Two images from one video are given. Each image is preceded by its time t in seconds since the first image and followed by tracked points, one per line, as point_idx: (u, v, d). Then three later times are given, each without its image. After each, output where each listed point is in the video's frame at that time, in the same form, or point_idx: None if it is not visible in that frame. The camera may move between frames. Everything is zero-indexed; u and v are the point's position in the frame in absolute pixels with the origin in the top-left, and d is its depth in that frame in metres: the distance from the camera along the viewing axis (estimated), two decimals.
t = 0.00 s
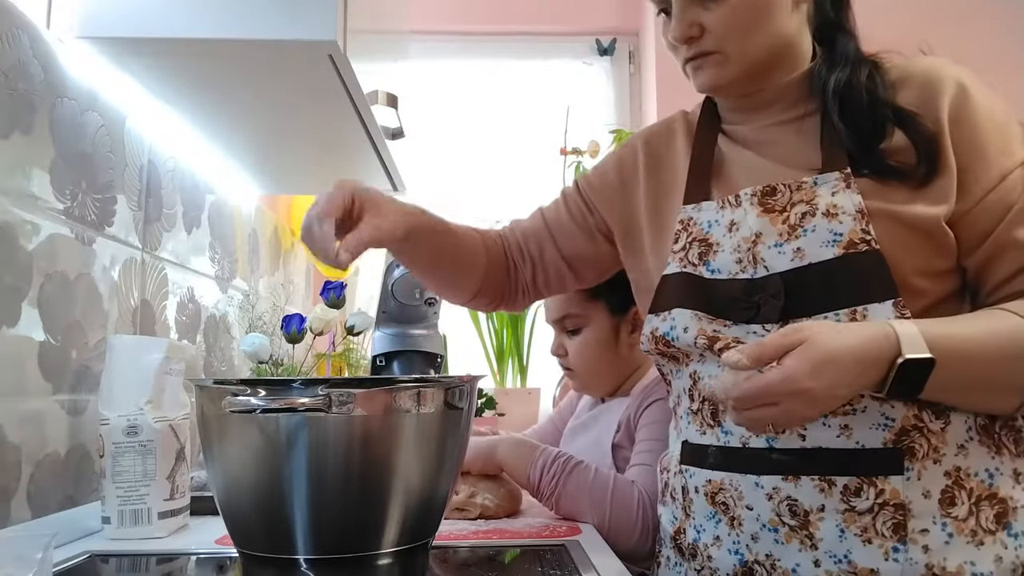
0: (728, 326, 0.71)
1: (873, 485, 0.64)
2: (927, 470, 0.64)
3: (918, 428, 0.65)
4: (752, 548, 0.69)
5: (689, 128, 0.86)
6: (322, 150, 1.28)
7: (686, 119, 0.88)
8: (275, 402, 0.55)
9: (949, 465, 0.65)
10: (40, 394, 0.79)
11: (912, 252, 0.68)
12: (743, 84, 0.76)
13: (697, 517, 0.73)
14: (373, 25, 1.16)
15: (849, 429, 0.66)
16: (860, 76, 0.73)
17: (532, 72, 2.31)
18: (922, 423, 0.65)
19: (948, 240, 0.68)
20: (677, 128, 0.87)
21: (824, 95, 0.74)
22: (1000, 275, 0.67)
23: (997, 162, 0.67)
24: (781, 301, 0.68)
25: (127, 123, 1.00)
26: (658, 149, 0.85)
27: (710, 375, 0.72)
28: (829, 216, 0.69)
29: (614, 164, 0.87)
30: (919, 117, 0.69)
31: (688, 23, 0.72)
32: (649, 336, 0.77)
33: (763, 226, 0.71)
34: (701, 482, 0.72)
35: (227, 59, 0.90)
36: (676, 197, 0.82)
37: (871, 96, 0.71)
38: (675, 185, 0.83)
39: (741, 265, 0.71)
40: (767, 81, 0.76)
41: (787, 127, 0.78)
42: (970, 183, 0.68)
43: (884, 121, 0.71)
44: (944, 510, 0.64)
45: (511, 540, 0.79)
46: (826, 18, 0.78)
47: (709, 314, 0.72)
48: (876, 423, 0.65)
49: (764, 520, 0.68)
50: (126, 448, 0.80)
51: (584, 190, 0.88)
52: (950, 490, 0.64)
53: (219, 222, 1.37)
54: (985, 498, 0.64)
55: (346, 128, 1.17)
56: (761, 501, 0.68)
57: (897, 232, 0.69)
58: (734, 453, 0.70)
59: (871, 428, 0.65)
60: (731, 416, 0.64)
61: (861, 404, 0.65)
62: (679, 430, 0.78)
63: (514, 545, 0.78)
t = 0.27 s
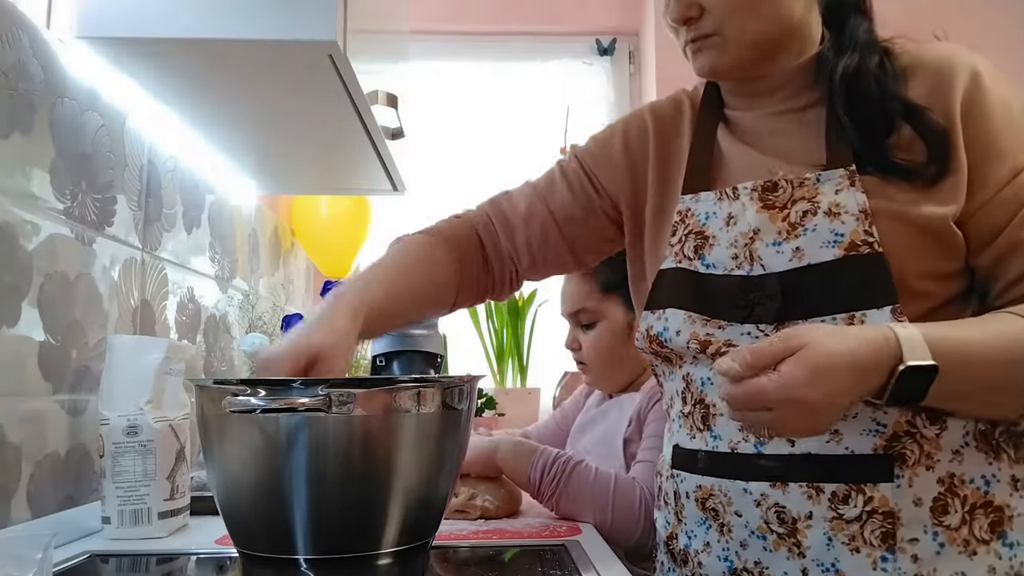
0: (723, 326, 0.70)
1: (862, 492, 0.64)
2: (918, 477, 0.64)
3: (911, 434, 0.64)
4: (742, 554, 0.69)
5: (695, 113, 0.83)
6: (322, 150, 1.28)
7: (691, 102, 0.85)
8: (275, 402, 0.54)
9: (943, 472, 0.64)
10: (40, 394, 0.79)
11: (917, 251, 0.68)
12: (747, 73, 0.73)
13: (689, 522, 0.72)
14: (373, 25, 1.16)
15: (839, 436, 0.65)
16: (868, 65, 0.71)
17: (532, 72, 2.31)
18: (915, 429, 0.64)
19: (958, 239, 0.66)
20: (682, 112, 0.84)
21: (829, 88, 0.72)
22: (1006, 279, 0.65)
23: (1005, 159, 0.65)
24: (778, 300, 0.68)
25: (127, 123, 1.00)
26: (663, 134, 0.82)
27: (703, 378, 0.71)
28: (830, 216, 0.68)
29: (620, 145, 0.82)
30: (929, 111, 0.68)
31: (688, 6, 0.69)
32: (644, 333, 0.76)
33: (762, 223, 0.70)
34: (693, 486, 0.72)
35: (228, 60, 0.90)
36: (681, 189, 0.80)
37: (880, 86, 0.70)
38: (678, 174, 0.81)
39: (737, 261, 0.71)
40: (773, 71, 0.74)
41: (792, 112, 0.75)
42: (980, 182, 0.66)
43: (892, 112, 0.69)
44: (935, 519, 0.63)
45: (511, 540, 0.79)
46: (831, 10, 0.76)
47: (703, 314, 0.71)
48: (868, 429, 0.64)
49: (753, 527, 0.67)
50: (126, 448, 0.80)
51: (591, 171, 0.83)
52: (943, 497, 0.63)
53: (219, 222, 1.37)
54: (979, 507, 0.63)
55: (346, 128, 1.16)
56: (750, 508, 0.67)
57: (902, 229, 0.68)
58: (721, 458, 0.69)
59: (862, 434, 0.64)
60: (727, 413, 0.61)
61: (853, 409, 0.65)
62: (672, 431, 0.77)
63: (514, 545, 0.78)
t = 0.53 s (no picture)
0: (725, 324, 0.67)
1: (874, 503, 0.62)
2: (931, 485, 0.62)
3: (922, 442, 0.62)
4: (745, 567, 0.66)
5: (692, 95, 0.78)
6: (322, 150, 1.28)
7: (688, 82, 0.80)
8: (272, 402, 0.54)
9: (955, 479, 0.62)
10: (40, 394, 0.79)
11: (931, 256, 0.65)
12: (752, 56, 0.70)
13: (686, 537, 0.69)
14: (373, 25, 1.15)
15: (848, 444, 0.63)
16: (887, 59, 0.68)
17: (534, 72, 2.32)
18: (927, 436, 0.62)
19: (971, 246, 0.64)
20: (678, 93, 0.78)
21: (844, 79, 0.69)
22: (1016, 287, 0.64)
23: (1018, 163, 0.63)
24: (786, 299, 0.65)
25: (127, 123, 1.00)
26: (657, 117, 0.77)
27: (701, 384, 0.68)
28: (845, 213, 0.66)
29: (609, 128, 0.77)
30: (946, 110, 0.66)
31: None
32: (640, 329, 0.72)
33: (773, 218, 0.68)
34: (690, 499, 0.68)
35: (228, 60, 0.90)
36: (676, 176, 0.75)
37: (898, 81, 0.67)
38: (673, 159, 0.76)
39: (742, 255, 0.68)
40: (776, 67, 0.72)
41: (796, 109, 0.73)
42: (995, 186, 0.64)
43: (909, 109, 0.67)
44: (949, 529, 0.61)
45: (511, 540, 0.79)
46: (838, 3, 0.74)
47: (704, 310, 0.68)
48: (878, 436, 0.62)
49: (757, 540, 0.65)
50: (126, 448, 0.80)
51: (579, 156, 0.78)
52: (957, 506, 0.62)
53: (219, 222, 1.37)
54: (992, 515, 0.62)
55: (346, 128, 1.16)
56: (754, 521, 0.64)
57: (917, 233, 0.66)
58: (724, 468, 0.66)
59: (872, 442, 0.62)
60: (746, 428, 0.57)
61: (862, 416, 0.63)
62: (663, 440, 0.73)
63: (514, 545, 0.78)
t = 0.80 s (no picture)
0: (722, 321, 0.66)
1: (871, 508, 0.61)
2: (928, 490, 0.61)
3: (919, 445, 0.62)
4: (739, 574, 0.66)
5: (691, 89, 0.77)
6: (322, 150, 1.28)
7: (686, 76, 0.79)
8: (261, 402, 0.55)
9: (952, 482, 0.62)
10: (40, 394, 0.79)
11: (934, 255, 0.65)
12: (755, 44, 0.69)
13: (680, 543, 0.68)
14: (373, 25, 1.15)
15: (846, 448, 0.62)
16: (897, 53, 0.68)
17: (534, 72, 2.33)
18: (923, 440, 0.62)
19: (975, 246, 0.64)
20: (676, 87, 0.78)
21: (852, 74, 0.68)
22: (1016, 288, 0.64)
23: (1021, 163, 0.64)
24: (787, 297, 0.65)
25: (127, 123, 1.00)
26: (654, 112, 0.77)
27: (694, 388, 0.67)
28: (849, 211, 0.65)
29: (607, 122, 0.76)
30: (954, 107, 0.66)
31: None
32: (637, 325, 0.71)
33: (775, 214, 0.67)
34: (683, 504, 0.67)
35: (229, 60, 0.90)
36: (674, 173, 0.74)
37: (909, 76, 0.67)
38: (670, 155, 0.76)
39: (742, 251, 0.67)
40: (776, 64, 0.72)
41: (799, 105, 0.72)
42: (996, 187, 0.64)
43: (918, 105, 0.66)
44: (947, 533, 0.61)
45: (510, 540, 0.79)
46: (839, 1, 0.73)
47: (701, 307, 0.67)
48: (874, 440, 0.62)
49: (753, 547, 0.64)
50: (126, 448, 0.80)
51: (574, 149, 0.77)
52: (955, 510, 0.62)
53: (219, 222, 1.37)
54: (990, 518, 0.62)
55: (346, 128, 1.16)
56: (749, 527, 0.64)
57: (920, 232, 0.65)
58: (718, 474, 0.65)
59: (869, 446, 0.62)
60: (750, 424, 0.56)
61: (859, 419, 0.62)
62: (655, 445, 0.72)
63: (514, 544, 0.78)
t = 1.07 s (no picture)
0: (715, 322, 0.66)
1: (865, 509, 0.61)
2: (921, 490, 0.62)
3: (911, 446, 0.62)
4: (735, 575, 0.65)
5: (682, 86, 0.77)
6: (322, 150, 1.28)
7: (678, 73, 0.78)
8: (257, 403, 0.54)
9: (944, 482, 0.62)
10: (40, 394, 0.79)
11: (924, 257, 0.65)
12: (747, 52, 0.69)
13: (675, 544, 0.68)
14: (373, 24, 1.15)
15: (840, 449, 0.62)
16: (888, 57, 0.68)
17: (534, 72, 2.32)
18: (915, 440, 0.62)
19: (965, 248, 0.65)
20: (668, 83, 0.77)
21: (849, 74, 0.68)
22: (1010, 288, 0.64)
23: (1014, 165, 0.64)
24: (779, 298, 0.64)
25: (127, 122, 1.00)
26: (647, 107, 0.76)
27: (686, 390, 0.66)
28: (840, 214, 0.65)
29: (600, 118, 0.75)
30: (943, 111, 0.66)
31: None
32: (632, 324, 0.70)
33: (768, 215, 0.66)
34: (677, 505, 0.67)
35: (229, 60, 0.90)
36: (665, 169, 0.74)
37: (898, 79, 0.67)
38: (663, 149, 0.74)
39: (736, 251, 0.67)
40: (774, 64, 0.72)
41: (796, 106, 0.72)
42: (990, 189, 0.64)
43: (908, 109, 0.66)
44: (940, 533, 0.61)
45: (510, 540, 0.79)
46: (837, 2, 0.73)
47: (695, 307, 0.66)
48: (868, 441, 0.62)
49: (748, 549, 0.64)
50: (126, 448, 0.80)
51: (567, 145, 0.76)
52: (947, 509, 0.62)
53: (219, 222, 1.37)
54: (983, 518, 0.62)
55: (347, 128, 1.16)
56: (744, 529, 0.63)
57: (911, 234, 0.65)
58: (712, 476, 0.65)
59: (863, 447, 0.62)
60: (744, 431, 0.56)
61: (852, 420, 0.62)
62: (649, 447, 0.72)
63: (513, 545, 0.78)
